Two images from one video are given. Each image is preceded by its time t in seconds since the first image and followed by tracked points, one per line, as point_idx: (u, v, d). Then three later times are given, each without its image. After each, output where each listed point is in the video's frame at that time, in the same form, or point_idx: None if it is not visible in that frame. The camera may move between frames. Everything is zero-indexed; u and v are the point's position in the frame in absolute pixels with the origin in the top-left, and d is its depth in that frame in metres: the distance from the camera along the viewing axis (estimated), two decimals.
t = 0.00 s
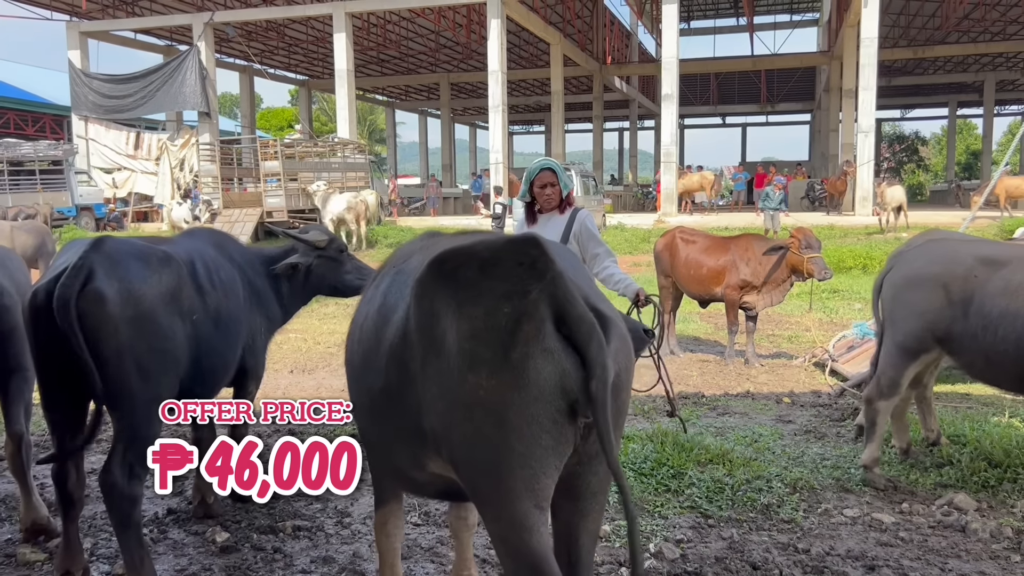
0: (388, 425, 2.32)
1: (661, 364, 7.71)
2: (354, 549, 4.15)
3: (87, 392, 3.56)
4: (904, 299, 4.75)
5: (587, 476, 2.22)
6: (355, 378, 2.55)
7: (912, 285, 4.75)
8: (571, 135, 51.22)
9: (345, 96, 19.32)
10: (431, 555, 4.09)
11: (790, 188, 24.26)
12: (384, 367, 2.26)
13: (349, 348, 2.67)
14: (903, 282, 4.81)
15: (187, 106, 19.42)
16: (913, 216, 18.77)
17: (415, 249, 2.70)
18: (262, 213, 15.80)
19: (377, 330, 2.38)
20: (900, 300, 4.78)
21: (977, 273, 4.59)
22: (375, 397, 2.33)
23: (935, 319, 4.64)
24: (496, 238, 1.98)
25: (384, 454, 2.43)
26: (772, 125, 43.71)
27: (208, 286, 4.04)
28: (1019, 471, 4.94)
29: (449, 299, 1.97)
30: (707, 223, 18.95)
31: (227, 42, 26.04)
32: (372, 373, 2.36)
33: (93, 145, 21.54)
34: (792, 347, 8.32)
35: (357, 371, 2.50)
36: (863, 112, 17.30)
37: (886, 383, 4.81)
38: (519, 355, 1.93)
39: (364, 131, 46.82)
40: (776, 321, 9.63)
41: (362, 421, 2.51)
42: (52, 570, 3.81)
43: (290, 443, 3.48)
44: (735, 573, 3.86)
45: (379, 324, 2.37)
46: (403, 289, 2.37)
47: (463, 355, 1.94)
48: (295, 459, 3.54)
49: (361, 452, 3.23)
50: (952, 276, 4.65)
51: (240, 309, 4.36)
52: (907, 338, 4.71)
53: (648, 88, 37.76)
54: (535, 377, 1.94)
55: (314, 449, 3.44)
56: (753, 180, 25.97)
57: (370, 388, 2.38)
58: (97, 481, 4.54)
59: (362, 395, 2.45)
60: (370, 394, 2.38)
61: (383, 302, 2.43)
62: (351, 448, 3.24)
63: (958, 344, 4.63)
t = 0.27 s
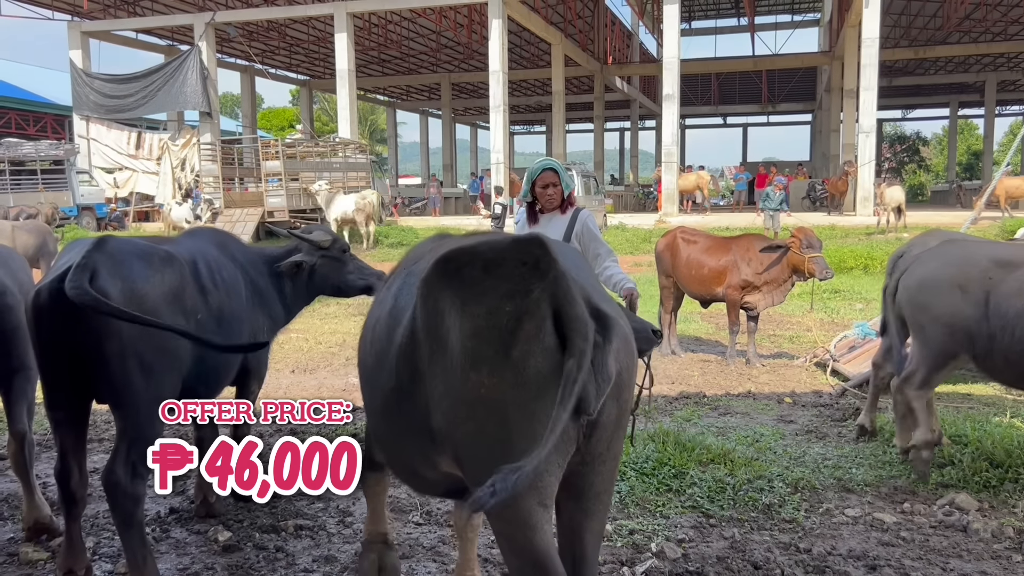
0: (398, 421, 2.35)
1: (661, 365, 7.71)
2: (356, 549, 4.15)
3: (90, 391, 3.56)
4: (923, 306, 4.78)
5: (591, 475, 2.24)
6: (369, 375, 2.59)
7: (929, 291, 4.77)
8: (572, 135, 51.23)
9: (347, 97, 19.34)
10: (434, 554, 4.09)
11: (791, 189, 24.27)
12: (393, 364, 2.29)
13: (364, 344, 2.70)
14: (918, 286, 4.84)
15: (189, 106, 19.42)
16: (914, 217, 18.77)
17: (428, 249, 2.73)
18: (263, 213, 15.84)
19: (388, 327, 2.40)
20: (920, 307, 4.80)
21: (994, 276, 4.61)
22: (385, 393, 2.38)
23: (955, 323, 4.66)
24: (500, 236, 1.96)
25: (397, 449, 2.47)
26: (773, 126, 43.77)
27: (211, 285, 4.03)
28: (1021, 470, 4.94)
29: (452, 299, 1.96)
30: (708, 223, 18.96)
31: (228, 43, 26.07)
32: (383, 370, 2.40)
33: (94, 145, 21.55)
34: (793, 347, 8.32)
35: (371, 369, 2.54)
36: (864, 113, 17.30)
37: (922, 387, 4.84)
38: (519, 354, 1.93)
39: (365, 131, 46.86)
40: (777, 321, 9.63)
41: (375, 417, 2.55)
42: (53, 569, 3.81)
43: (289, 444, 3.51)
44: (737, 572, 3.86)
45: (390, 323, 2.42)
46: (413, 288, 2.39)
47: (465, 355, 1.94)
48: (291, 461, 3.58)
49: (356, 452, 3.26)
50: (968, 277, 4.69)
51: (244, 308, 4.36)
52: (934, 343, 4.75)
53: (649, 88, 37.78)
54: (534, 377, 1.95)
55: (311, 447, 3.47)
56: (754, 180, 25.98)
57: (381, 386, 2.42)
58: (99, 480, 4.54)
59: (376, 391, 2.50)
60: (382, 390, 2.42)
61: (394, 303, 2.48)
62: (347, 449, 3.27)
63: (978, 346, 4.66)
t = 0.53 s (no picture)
0: (397, 423, 2.36)
1: (661, 365, 7.72)
2: (356, 548, 4.15)
3: (91, 390, 3.57)
4: (940, 314, 4.75)
5: (590, 474, 2.24)
6: (369, 377, 2.61)
7: (945, 299, 4.74)
8: (572, 135, 51.23)
9: (347, 96, 19.36)
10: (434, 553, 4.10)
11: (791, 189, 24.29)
12: (392, 367, 2.30)
13: (364, 346, 2.72)
14: (934, 295, 4.80)
15: (189, 106, 19.39)
16: (913, 217, 18.78)
17: (428, 251, 2.75)
18: (263, 212, 15.86)
19: (388, 330, 2.42)
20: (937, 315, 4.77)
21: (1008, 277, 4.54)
22: (385, 395, 2.39)
23: (974, 329, 4.62)
24: (496, 238, 1.97)
25: (397, 450, 2.49)
26: (773, 125, 43.80)
27: (211, 286, 4.04)
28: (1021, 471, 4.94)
29: (448, 301, 1.97)
30: (707, 223, 18.96)
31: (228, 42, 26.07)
32: (382, 372, 2.41)
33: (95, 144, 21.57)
34: (793, 347, 8.32)
35: (370, 371, 2.55)
36: (864, 113, 17.30)
37: (955, 396, 4.81)
38: (516, 355, 1.93)
39: (365, 131, 46.86)
40: (776, 321, 9.63)
41: (375, 418, 2.57)
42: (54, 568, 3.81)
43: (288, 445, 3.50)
44: (737, 572, 3.87)
45: (388, 326, 2.44)
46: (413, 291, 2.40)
47: (463, 356, 1.95)
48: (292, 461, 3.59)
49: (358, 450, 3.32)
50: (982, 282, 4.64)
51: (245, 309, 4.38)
52: (955, 351, 4.73)
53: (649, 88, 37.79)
54: (532, 377, 1.95)
55: (311, 447, 3.48)
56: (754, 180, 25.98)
57: (382, 387, 2.43)
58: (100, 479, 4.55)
59: (376, 393, 2.51)
60: (382, 392, 2.44)
61: (392, 306, 2.51)
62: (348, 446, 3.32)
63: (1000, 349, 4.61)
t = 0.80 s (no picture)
0: (398, 423, 2.37)
1: (661, 364, 7.72)
2: (356, 547, 4.15)
3: (92, 389, 3.57)
4: (959, 311, 4.74)
5: (591, 468, 2.26)
6: (368, 380, 2.62)
7: (967, 295, 4.71)
8: (572, 135, 51.22)
9: (347, 96, 19.36)
10: (434, 552, 4.10)
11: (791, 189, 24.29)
12: (392, 368, 2.31)
13: (362, 348, 2.73)
14: (956, 291, 4.78)
15: (189, 105, 19.33)
16: (913, 217, 18.77)
17: (425, 252, 2.77)
18: (263, 212, 15.88)
19: (387, 332, 2.43)
20: (958, 311, 4.76)
21: None
22: (385, 397, 2.40)
23: (993, 328, 4.61)
24: (495, 239, 1.99)
25: (398, 450, 2.51)
26: (773, 125, 43.81)
27: (213, 285, 4.05)
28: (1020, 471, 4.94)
29: (449, 302, 1.99)
30: (708, 223, 18.96)
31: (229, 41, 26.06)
32: (382, 374, 2.42)
33: (95, 144, 21.65)
34: (793, 347, 8.32)
35: (369, 375, 2.56)
36: (864, 113, 17.29)
37: (965, 394, 4.83)
38: (518, 354, 1.95)
39: (365, 131, 46.85)
40: (777, 321, 9.62)
41: (375, 419, 2.58)
42: (55, 567, 3.82)
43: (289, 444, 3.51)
44: (736, 571, 3.87)
45: (386, 329, 2.45)
46: (410, 294, 2.42)
47: (465, 355, 1.96)
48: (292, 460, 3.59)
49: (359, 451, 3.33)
50: (1006, 281, 4.59)
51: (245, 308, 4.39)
52: (968, 348, 4.73)
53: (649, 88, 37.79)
54: (534, 375, 1.96)
55: (312, 446, 3.48)
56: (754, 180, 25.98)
57: (381, 389, 2.44)
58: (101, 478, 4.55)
59: (376, 396, 2.53)
60: (382, 393, 2.45)
61: (390, 309, 2.52)
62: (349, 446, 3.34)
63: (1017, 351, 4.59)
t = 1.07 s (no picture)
0: (397, 424, 2.36)
1: (660, 365, 7.71)
2: (355, 547, 4.16)
3: (92, 388, 3.56)
4: (968, 310, 4.73)
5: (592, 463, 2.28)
6: (365, 382, 2.61)
7: (978, 294, 4.69)
8: (572, 135, 51.25)
9: (347, 96, 19.37)
10: (433, 552, 4.10)
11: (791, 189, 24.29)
12: (391, 369, 2.31)
13: (357, 350, 2.71)
14: (967, 289, 4.76)
15: (187, 105, 19.39)
16: (913, 217, 18.79)
17: (419, 253, 2.77)
18: (263, 212, 15.90)
19: (384, 332, 2.42)
20: (967, 310, 4.74)
21: None
22: (383, 398, 2.40)
23: (1000, 329, 4.59)
24: (494, 239, 2.00)
25: (397, 450, 2.50)
26: (773, 125, 43.84)
27: (212, 284, 4.06)
28: (1020, 471, 4.94)
29: (451, 303, 1.99)
30: (707, 223, 18.96)
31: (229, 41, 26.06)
32: (380, 375, 2.41)
33: (94, 144, 21.65)
34: (792, 347, 8.33)
35: (366, 377, 2.55)
36: (863, 113, 17.28)
37: (968, 393, 4.84)
38: (523, 353, 1.96)
39: (365, 131, 46.85)
40: (776, 321, 9.62)
41: (373, 420, 2.57)
42: (54, 566, 3.82)
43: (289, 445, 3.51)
44: (735, 571, 3.87)
45: (383, 330, 2.44)
46: (406, 296, 2.42)
47: (470, 356, 1.97)
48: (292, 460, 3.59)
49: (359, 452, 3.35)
50: (1017, 283, 4.55)
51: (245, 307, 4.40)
52: (973, 347, 4.73)
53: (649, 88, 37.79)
54: (539, 373, 1.98)
55: (311, 447, 3.48)
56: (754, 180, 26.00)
57: (379, 390, 2.43)
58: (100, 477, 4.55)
59: (374, 398, 2.52)
60: (380, 395, 2.44)
61: (385, 310, 2.52)
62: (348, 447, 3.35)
63: None
